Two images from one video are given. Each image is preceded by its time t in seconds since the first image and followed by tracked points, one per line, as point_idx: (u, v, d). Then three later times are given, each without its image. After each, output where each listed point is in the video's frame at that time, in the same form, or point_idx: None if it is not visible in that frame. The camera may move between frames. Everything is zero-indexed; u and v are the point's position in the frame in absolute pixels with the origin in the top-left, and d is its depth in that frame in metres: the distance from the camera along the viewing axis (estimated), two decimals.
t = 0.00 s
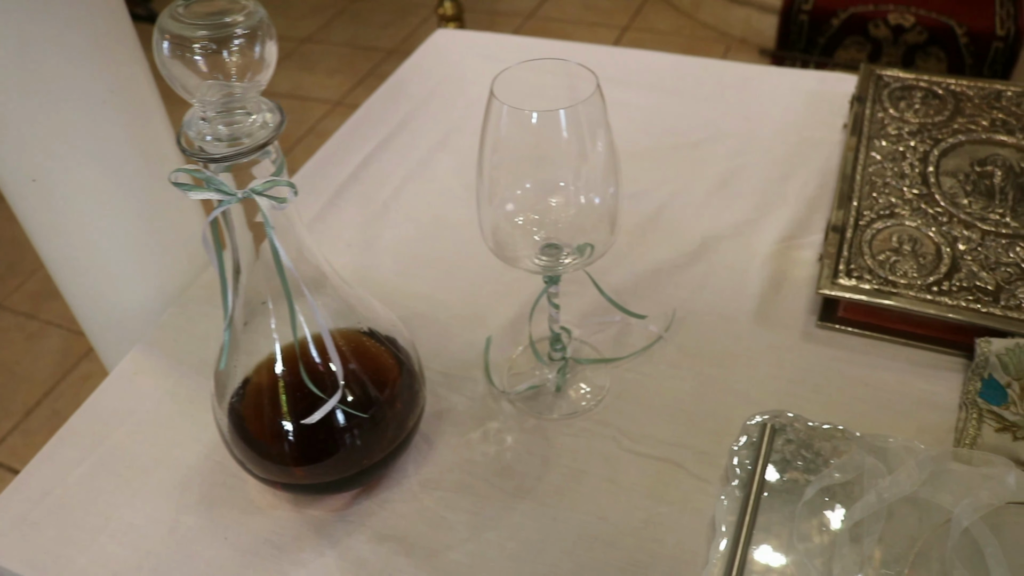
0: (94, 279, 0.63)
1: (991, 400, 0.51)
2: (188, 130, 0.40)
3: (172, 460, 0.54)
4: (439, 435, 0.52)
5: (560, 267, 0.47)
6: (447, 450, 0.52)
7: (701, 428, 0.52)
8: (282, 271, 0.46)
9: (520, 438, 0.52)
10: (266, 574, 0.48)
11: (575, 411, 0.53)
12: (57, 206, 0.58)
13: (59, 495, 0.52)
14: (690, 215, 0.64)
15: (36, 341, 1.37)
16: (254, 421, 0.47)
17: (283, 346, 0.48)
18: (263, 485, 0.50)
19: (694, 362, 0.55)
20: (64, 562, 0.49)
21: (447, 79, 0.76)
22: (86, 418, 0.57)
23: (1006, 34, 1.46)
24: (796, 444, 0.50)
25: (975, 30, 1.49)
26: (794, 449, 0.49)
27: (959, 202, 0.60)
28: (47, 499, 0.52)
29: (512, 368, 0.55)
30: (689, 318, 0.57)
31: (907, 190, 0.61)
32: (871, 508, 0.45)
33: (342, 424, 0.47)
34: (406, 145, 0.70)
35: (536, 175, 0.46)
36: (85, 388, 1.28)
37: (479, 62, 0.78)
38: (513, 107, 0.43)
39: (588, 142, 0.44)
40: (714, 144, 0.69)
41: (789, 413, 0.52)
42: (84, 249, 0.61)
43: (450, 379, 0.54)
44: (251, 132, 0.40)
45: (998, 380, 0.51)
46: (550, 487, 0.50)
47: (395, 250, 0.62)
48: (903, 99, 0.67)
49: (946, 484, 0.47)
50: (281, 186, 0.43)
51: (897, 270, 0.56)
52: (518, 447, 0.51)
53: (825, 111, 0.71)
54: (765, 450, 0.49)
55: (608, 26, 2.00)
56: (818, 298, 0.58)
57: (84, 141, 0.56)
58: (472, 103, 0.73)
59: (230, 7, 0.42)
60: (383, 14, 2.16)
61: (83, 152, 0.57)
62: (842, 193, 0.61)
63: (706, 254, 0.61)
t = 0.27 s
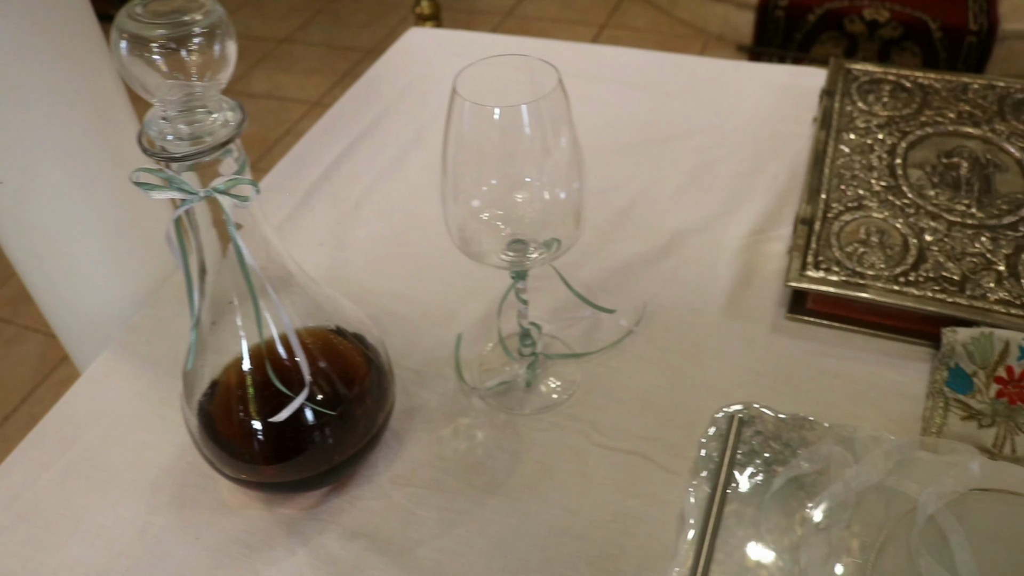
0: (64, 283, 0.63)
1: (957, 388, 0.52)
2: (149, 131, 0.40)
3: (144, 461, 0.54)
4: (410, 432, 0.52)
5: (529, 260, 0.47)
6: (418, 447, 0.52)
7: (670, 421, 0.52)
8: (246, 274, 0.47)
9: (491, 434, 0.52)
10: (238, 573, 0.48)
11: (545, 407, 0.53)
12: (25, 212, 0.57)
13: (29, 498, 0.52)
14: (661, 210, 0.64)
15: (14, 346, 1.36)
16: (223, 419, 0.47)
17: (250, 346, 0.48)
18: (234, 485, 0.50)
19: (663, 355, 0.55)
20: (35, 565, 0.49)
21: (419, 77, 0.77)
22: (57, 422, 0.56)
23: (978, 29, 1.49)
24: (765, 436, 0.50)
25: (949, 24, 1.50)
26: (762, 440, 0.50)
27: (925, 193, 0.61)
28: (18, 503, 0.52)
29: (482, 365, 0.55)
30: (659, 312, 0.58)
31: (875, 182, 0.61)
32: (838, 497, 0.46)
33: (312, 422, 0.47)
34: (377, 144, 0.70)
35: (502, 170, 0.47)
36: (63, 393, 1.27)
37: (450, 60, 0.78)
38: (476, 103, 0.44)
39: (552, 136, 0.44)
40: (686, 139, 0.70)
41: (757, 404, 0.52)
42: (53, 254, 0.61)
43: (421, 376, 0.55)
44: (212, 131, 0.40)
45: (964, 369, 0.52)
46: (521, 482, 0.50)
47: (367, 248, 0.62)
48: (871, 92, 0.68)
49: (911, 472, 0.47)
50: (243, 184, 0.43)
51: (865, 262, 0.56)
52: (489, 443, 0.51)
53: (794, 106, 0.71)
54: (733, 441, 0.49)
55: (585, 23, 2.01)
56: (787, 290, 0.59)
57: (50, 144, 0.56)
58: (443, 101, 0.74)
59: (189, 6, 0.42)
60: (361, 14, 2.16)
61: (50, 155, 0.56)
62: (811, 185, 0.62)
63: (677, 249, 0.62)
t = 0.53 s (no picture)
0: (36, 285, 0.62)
1: (926, 376, 0.53)
2: (110, 130, 0.40)
3: (117, 462, 0.54)
4: (383, 428, 0.52)
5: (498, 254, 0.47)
6: (390, 443, 0.52)
7: (641, 413, 0.52)
8: (213, 271, 0.46)
9: (463, 428, 0.52)
10: (210, 572, 0.48)
11: (517, 401, 0.53)
12: None
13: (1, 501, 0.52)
14: (632, 204, 0.65)
15: None
16: (194, 418, 0.47)
17: (219, 345, 0.48)
18: (207, 484, 0.50)
19: (634, 348, 0.56)
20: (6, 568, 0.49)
21: (392, 77, 0.77)
22: (28, 424, 0.56)
23: (952, 23, 1.51)
24: (735, 426, 0.50)
25: (923, 19, 1.51)
26: (733, 430, 0.50)
27: (894, 184, 0.61)
28: None
29: (454, 360, 0.55)
30: (631, 306, 0.58)
31: (844, 173, 0.62)
32: (807, 485, 0.47)
33: (282, 420, 0.47)
34: (351, 144, 0.71)
35: (467, 165, 0.47)
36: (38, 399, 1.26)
37: (423, 58, 0.79)
38: (440, 100, 0.44)
39: (518, 131, 0.45)
40: (657, 133, 0.70)
41: (728, 395, 0.52)
42: (23, 254, 0.60)
43: (394, 373, 0.55)
44: (174, 128, 0.40)
45: (933, 357, 0.53)
46: (493, 476, 0.50)
47: (340, 247, 0.62)
48: (841, 84, 0.69)
49: (879, 459, 0.48)
50: (207, 182, 0.43)
51: (834, 253, 0.56)
52: (461, 438, 0.52)
53: (764, 99, 0.72)
54: (702, 431, 0.50)
55: (563, 21, 2.02)
56: (758, 282, 0.59)
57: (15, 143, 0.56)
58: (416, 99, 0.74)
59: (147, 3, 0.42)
60: (339, 14, 2.16)
61: (15, 154, 0.56)
62: (781, 177, 0.62)
63: (649, 243, 0.62)
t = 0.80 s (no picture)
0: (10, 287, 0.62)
1: (898, 366, 0.53)
2: (75, 129, 0.40)
3: (91, 463, 0.53)
4: (358, 426, 0.52)
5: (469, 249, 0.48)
6: (365, 441, 0.52)
7: (616, 407, 0.52)
8: (182, 270, 0.46)
9: (438, 425, 0.52)
10: (186, 571, 0.48)
11: (491, 396, 0.53)
12: None
13: None
14: (606, 199, 0.65)
15: None
16: (167, 418, 0.47)
17: (190, 344, 0.48)
18: (182, 484, 0.50)
19: (608, 342, 0.56)
20: None
21: (369, 76, 0.78)
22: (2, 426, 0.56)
23: (929, 18, 1.51)
24: (708, 419, 0.50)
25: (900, 14, 1.52)
26: (706, 423, 0.50)
27: (866, 176, 0.62)
28: None
29: (428, 357, 0.55)
30: (605, 301, 0.58)
31: (816, 166, 0.62)
32: (780, 477, 0.47)
33: (256, 418, 0.47)
34: (328, 143, 0.71)
35: (437, 161, 0.47)
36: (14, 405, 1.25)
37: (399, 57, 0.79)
38: (408, 96, 0.44)
39: (488, 127, 0.45)
40: (631, 129, 0.71)
41: (701, 388, 0.52)
42: None
43: (369, 370, 0.55)
44: (140, 126, 0.40)
45: (905, 348, 0.53)
46: (467, 472, 0.50)
47: (314, 244, 0.62)
48: (814, 78, 0.69)
49: (850, 450, 0.48)
50: (175, 180, 0.43)
51: (807, 245, 0.57)
52: (436, 434, 0.52)
53: (738, 94, 0.73)
54: (675, 424, 0.50)
55: (543, 18, 2.02)
56: (731, 276, 0.59)
57: None
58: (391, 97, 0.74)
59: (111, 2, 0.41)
60: (318, 14, 2.16)
61: None
62: (754, 171, 0.62)
63: (623, 238, 0.62)
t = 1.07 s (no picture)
0: None
1: (873, 361, 0.54)
2: (46, 131, 0.40)
3: (69, 466, 0.53)
4: (336, 425, 0.53)
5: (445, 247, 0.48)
6: (344, 440, 0.52)
7: (593, 403, 0.53)
8: (155, 270, 0.46)
9: (416, 423, 0.52)
10: (164, 572, 0.47)
11: (470, 394, 0.53)
12: None
13: None
14: (584, 197, 0.66)
15: None
16: (145, 420, 0.47)
17: (166, 345, 0.48)
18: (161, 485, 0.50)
19: (585, 338, 0.56)
20: None
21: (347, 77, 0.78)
22: None
23: (909, 15, 1.55)
24: (685, 415, 0.51)
25: (880, 11, 1.53)
26: (682, 419, 0.50)
27: (842, 172, 0.62)
28: None
29: (407, 356, 0.56)
30: (582, 298, 0.59)
31: (793, 163, 0.63)
32: (756, 471, 0.47)
33: (233, 418, 0.47)
34: (307, 144, 0.71)
35: (411, 161, 0.47)
36: None
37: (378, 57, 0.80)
38: (379, 95, 0.44)
39: (461, 126, 0.45)
40: (609, 128, 0.71)
41: (677, 383, 0.53)
42: None
43: (347, 370, 0.55)
44: (112, 128, 0.40)
45: (880, 342, 0.54)
46: (446, 470, 0.50)
47: (294, 245, 0.63)
48: (790, 76, 0.70)
49: (824, 443, 0.48)
50: (148, 182, 0.43)
51: (783, 241, 0.57)
52: (414, 433, 0.52)
53: (714, 92, 0.74)
54: (651, 420, 0.50)
55: (524, 17, 2.02)
56: (708, 272, 0.60)
57: None
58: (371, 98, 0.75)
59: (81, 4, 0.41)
60: (301, 14, 2.15)
61: None
62: (730, 167, 0.63)
63: (601, 235, 0.63)
